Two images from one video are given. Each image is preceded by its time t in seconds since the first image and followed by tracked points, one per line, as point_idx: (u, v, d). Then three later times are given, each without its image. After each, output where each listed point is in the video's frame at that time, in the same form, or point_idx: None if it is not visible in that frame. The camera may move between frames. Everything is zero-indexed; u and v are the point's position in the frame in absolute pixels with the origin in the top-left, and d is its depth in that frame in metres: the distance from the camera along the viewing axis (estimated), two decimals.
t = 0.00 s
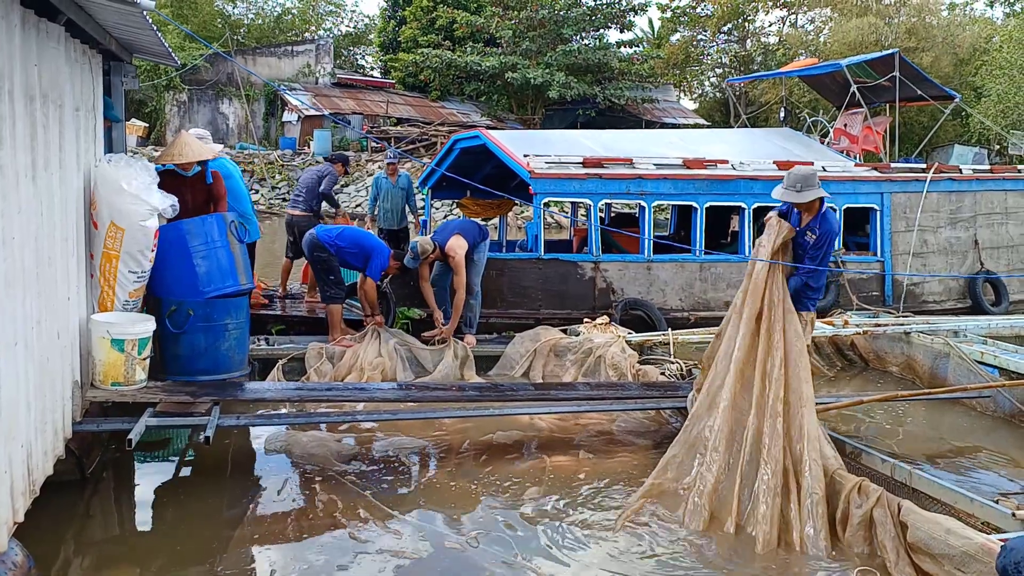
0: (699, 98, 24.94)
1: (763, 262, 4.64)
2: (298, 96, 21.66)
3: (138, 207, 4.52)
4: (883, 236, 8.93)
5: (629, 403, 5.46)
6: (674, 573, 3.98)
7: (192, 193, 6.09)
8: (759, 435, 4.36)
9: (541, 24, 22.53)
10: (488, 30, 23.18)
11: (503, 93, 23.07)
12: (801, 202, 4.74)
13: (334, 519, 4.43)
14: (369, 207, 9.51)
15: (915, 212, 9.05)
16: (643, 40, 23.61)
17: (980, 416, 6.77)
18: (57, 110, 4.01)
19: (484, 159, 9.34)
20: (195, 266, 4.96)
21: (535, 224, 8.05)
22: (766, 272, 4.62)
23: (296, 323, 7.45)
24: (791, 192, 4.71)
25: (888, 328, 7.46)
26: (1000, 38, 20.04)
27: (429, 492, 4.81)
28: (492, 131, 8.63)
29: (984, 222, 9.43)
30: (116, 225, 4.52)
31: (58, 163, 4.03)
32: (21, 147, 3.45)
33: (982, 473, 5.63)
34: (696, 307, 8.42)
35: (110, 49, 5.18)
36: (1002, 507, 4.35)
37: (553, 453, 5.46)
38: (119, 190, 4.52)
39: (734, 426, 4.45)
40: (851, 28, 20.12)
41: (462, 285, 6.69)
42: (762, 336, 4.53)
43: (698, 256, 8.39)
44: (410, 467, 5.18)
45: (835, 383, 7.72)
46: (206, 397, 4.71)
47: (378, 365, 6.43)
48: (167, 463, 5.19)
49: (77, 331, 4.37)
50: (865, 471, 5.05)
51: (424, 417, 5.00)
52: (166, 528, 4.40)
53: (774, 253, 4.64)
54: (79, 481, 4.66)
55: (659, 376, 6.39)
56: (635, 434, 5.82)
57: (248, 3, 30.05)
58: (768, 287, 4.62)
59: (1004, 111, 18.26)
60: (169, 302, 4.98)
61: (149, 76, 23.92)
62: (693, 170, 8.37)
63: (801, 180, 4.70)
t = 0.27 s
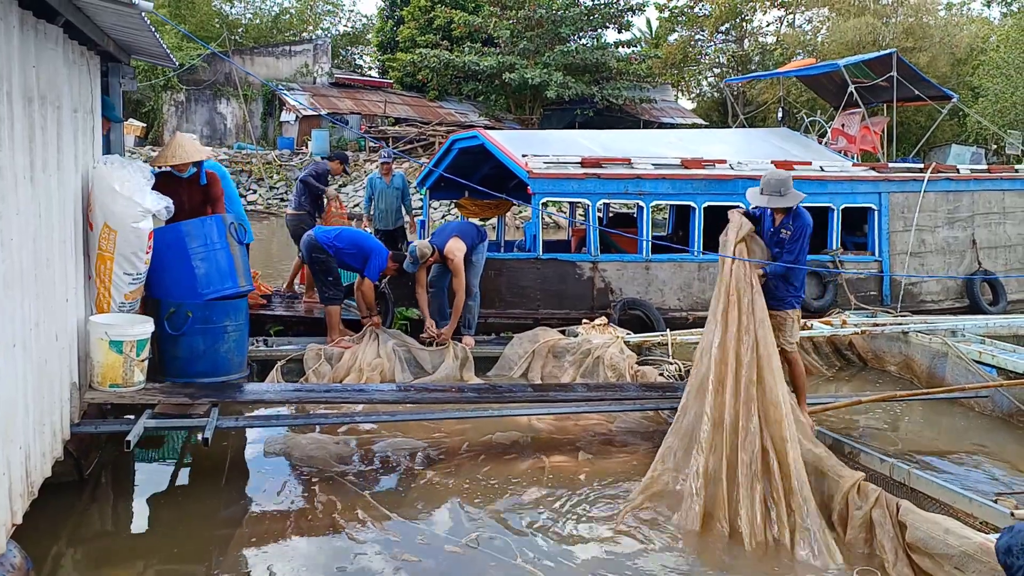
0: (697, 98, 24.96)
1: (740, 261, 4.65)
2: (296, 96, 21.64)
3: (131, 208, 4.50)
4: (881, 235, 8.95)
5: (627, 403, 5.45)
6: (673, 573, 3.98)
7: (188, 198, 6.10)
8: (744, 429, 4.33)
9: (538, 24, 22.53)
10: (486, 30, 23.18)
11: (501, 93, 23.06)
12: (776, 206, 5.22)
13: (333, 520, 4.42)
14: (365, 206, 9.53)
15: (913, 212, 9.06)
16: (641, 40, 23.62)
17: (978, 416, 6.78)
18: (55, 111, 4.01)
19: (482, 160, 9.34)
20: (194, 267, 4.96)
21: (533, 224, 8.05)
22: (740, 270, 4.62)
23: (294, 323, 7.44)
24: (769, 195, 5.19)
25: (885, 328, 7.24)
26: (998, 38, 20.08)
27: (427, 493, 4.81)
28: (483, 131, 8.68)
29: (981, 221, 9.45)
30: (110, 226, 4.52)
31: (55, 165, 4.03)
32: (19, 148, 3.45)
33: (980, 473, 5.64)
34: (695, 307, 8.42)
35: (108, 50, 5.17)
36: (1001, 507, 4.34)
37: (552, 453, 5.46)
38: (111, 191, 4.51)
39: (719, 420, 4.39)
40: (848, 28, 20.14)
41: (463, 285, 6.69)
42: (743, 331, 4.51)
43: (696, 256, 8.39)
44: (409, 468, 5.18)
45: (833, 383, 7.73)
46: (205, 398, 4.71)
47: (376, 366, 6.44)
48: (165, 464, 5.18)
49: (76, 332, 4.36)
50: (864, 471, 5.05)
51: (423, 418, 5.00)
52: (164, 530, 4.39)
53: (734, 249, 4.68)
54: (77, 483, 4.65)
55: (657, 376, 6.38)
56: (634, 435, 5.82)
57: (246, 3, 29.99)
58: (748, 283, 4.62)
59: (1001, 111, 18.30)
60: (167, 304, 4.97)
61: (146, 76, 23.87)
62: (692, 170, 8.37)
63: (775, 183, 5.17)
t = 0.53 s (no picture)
0: (695, 99, 24.97)
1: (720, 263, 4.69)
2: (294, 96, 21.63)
3: (131, 209, 4.50)
4: (880, 235, 8.95)
5: (627, 404, 5.45)
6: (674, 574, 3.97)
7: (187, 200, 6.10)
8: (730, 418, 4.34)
9: (537, 25, 22.52)
10: (484, 30, 23.18)
11: (500, 93, 23.07)
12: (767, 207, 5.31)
13: (332, 522, 4.41)
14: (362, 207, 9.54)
15: (912, 212, 9.07)
16: (639, 40, 23.63)
17: (977, 416, 6.78)
18: (54, 112, 4.00)
19: (481, 160, 9.33)
20: (193, 268, 4.95)
21: (532, 224, 8.04)
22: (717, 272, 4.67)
23: (293, 324, 7.44)
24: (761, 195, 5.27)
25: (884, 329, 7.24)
26: (995, 38, 20.11)
27: (427, 494, 4.81)
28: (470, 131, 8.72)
29: (980, 221, 9.45)
30: (110, 227, 4.52)
31: (54, 166, 4.02)
32: (18, 149, 3.44)
33: (980, 473, 5.64)
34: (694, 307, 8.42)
35: (107, 51, 5.16)
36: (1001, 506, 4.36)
37: (552, 454, 5.45)
38: (111, 192, 4.51)
39: (699, 410, 4.41)
40: (846, 28, 20.17)
41: (463, 283, 6.68)
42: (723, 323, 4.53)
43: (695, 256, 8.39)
44: (409, 468, 5.17)
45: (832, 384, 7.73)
46: (204, 399, 4.70)
47: (376, 367, 6.44)
48: (164, 464, 5.18)
49: (75, 333, 4.36)
50: (864, 472, 5.04)
51: (423, 419, 4.99)
52: (163, 531, 4.38)
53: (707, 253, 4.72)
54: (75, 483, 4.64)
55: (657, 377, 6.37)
56: (633, 435, 5.82)
57: (244, 2, 29.95)
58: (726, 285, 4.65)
59: (999, 111, 18.32)
60: (167, 305, 4.96)
61: (144, 76, 23.86)
62: (691, 170, 8.37)
63: (765, 184, 5.26)
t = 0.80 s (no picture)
0: (692, 99, 24.99)
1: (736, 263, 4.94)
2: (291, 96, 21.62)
3: (127, 209, 4.49)
4: (877, 236, 8.96)
5: (625, 404, 5.45)
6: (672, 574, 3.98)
7: (187, 201, 6.08)
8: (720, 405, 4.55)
9: (534, 25, 22.52)
10: (481, 30, 23.19)
11: (497, 94, 23.06)
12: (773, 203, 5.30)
13: (330, 523, 4.40)
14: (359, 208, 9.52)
15: (909, 212, 9.07)
16: (636, 40, 23.64)
17: (974, 416, 6.79)
18: (51, 112, 3.99)
19: (478, 160, 9.32)
20: (191, 269, 4.94)
21: (530, 224, 8.04)
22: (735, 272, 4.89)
23: (290, 324, 7.42)
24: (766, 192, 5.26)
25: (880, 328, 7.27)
26: (992, 39, 20.15)
27: (426, 494, 4.80)
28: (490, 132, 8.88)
29: (977, 221, 9.46)
30: (106, 228, 4.51)
31: (51, 167, 4.01)
32: (15, 150, 3.44)
33: (978, 473, 5.65)
34: (691, 307, 8.41)
35: (104, 51, 5.16)
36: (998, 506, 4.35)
37: (550, 455, 5.45)
38: (108, 193, 4.50)
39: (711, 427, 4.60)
40: (843, 28, 20.19)
41: (460, 285, 6.68)
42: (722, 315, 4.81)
43: (693, 256, 8.39)
44: (407, 469, 5.16)
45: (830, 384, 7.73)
46: (201, 400, 4.69)
47: (374, 367, 6.44)
48: (162, 465, 5.17)
49: (72, 334, 4.35)
50: (862, 472, 5.05)
51: (421, 420, 4.98)
52: (161, 532, 4.38)
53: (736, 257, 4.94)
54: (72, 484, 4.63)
55: (655, 377, 6.36)
56: (631, 435, 5.81)
57: (241, 3, 29.90)
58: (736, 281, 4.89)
59: (995, 112, 18.36)
60: (164, 306, 4.94)
61: (141, 77, 23.82)
62: (688, 170, 8.37)
63: (771, 180, 5.24)
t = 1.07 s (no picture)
0: (690, 99, 24.99)
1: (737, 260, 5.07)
2: (288, 97, 21.60)
3: (124, 209, 4.47)
4: (875, 235, 8.96)
5: (623, 404, 5.44)
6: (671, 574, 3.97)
7: (186, 199, 6.09)
8: (716, 398, 4.69)
9: (532, 25, 22.51)
10: (479, 30, 23.19)
11: (494, 94, 23.04)
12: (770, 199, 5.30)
13: (328, 524, 4.39)
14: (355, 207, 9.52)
15: (907, 212, 9.07)
16: (634, 41, 23.64)
17: (973, 416, 6.79)
18: (46, 111, 3.97)
19: (476, 160, 9.31)
20: (189, 269, 4.93)
21: (528, 224, 8.03)
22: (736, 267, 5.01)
23: (287, 324, 7.41)
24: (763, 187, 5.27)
25: (878, 327, 7.27)
26: (988, 39, 20.17)
27: (423, 495, 4.79)
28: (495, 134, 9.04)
29: (974, 221, 9.47)
30: (103, 228, 4.48)
31: (47, 166, 3.99)
32: (11, 149, 3.42)
33: (976, 473, 5.64)
34: (689, 307, 8.41)
35: (101, 51, 5.13)
36: (997, 506, 4.35)
37: (547, 455, 5.44)
38: (104, 192, 4.48)
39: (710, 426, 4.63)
40: (840, 28, 20.20)
41: (457, 283, 6.66)
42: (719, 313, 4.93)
43: (690, 256, 8.38)
44: (405, 469, 5.15)
45: (828, 384, 7.73)
46: (198, 400, 4.67)
47: (371, 367, 6.42)
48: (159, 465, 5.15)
49: (68, 334, 4.33)
50: (860, 472, 5.05)
51: (419, 420, 4.97)
52: (158, 533, 4.36)
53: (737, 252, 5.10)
54: (69, 486, 4.64)
55: (652, 377, 6.35)
56: (629, 435, 5.81)
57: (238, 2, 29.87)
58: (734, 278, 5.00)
59: (992, 112, 18.38)
60: (160, 305, 4.93)
61: (138, 77, 23.79)
62: (686, 170, 8.36)
63: (766, 175, 5.27)
